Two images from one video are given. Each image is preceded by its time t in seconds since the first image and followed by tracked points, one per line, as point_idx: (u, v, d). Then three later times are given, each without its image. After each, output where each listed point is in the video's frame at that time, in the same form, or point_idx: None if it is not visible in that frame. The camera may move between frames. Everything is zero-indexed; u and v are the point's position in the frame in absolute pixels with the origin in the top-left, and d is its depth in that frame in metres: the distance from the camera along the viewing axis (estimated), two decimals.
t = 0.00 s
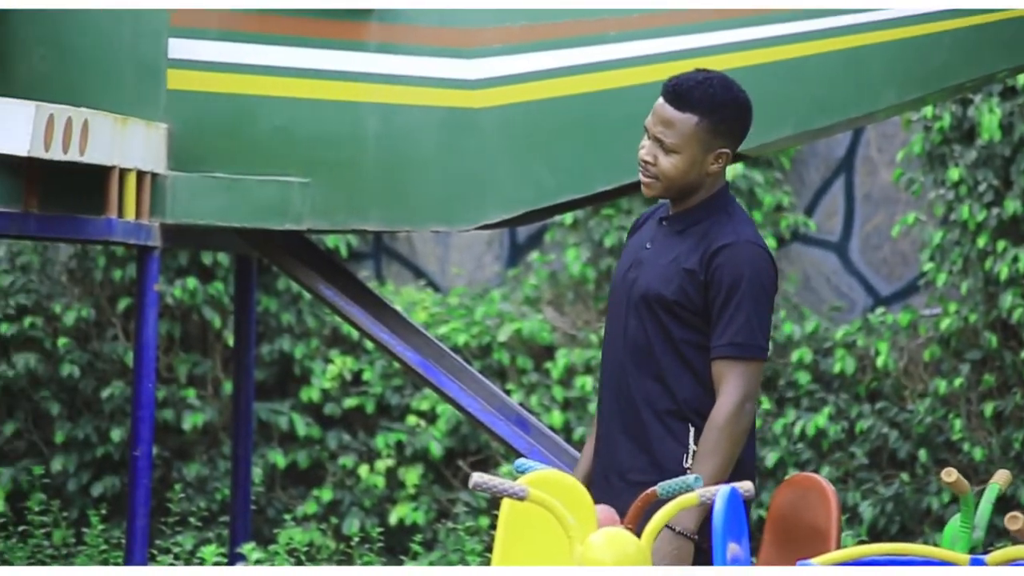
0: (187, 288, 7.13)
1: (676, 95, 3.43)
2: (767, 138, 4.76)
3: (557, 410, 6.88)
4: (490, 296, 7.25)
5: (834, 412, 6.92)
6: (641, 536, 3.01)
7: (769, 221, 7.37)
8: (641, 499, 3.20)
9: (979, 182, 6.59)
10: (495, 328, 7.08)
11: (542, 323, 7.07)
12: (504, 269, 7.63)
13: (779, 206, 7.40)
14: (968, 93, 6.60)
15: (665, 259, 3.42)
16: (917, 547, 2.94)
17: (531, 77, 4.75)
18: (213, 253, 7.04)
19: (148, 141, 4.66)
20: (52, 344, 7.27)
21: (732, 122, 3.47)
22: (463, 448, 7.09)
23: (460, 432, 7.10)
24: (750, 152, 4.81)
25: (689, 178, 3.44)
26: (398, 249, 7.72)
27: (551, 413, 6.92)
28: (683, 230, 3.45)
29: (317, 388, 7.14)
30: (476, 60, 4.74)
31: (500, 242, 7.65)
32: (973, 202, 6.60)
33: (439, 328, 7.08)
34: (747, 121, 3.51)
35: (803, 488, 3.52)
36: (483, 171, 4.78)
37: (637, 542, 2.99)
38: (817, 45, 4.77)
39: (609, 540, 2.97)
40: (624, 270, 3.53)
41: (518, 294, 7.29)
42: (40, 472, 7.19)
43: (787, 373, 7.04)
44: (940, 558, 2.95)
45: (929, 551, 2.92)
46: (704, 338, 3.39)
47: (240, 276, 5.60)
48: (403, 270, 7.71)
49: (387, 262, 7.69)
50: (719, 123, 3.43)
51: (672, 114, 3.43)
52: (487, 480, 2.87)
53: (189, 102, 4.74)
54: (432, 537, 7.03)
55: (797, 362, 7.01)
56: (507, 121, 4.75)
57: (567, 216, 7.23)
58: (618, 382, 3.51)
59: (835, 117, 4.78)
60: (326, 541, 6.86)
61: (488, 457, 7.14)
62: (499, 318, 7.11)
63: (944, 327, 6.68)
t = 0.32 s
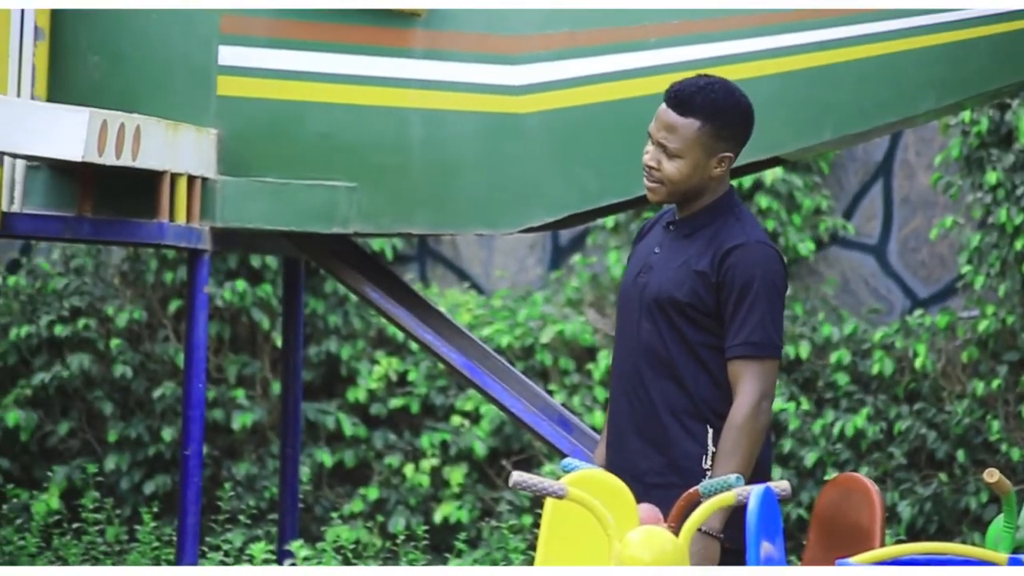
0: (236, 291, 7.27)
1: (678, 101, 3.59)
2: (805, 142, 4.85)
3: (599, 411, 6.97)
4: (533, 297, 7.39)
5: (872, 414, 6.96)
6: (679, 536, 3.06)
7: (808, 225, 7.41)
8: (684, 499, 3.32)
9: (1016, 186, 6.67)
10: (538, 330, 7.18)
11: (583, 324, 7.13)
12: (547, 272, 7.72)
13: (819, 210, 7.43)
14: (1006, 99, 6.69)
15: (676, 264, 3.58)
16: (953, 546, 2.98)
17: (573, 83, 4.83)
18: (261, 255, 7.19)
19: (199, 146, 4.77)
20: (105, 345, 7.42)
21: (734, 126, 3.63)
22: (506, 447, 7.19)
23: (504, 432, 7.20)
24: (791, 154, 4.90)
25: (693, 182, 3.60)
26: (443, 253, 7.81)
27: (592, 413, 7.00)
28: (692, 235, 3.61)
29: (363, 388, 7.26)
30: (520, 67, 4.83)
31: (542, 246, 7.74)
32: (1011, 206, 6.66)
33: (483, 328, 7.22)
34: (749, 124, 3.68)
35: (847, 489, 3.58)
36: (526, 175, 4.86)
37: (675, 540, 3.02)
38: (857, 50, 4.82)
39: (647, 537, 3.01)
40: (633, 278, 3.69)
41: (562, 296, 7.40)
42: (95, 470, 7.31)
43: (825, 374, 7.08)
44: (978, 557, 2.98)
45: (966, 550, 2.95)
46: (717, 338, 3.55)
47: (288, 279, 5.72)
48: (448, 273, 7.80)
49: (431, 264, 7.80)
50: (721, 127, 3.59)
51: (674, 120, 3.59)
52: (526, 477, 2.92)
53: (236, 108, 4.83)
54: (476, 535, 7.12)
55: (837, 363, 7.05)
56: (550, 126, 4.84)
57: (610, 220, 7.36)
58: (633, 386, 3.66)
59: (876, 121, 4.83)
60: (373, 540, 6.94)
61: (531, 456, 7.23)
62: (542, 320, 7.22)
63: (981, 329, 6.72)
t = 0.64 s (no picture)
0: (248, 293, 6.82)
1: (709, 81, 3.23)
2: (877, 129, 4.41)
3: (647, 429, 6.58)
4: (575, 301, 6.96)
5: (952, 429, 6.57)
6: None
7: (879, 220, 6.92)
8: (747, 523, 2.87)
9: None
10: (580, 336, 6.81)
11: (631, 331, 6.74)
12: (590, 272, 7.26)
13: (892, 204, 6.94)
14: None
15: (716, 263, 3.21)
16: None
17: (617, 64, 4.38)
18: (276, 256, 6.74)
19: (206, 133, 4.29)
20: (104, 353, 6.98)
21: (773, 109, 3.26)
22: (546, 466, 6.73)
23: (542, 449, 6.74)
24: (862, 142, 4.47)
25: (727, 170, 3.23)
26: (476, 250, 7.36)
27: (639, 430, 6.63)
28: (733, 230, 3.24)
29: (389, 401, 6.81)
30: (560, 46, 4.37)
31: (584, 243, 7.27)
32: None
33: (520, 335, 6.80)
34: (789, 108, 3.31)
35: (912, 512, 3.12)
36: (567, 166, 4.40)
37: None
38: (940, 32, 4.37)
39: None
40: (664, 279, 3.32)
41: (606, 300, 6.95)
42: (92, 491, 6.91)
43: (900, 386, 6.66)
44: None
45: None
46: (763, 344, 3.18)
47: (305, 279, 5.29)
48: (480, 273, 7.35)
49: (462, 264, 7.34)
50: (756, 110, 3.22)
51: (705, 103, 3.23)
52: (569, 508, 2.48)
53: (248, 91, 4.36)
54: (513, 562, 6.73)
55: (912, 374, 6.61)
56: (592, 111, 4.38)
57: (659, 215, 6.93)
58: (668, 400, 3.29)
59: (957, 105, 4.39)
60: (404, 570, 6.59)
61: (572, 476, 6.79)
62: (585, 325, 6.82)
63: None
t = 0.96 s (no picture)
0: (281, 295, 6.89)
1: (721, 86, 3.27)
2: (903, 133, 4.41)
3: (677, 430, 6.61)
4: (605, 303, 7.01)
5: (980, 431, 6.59)
6: None
7: (909, 223, 6.93)
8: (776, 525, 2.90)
9: None
10: (611, 338, 6.85)
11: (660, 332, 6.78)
12: (620, 274, 7.31)
13: (920, 207, 6.95)
14: None
15: (730, 265, 3.23)
16: None
17: (647, 68, 4.41)
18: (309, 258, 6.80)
19: (241, 136, 4.34)
20: (140, 355, 7.04)
21: (784, 114, 3.29)
22: (576, 466, 6.76)
23: (573, 449, 6.77)
24: (891, 144, 4.48)
25: (738, 174, 3.26)
26: (507, 253, 7.40)
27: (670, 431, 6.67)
28: (746, 233, 3.26)
29: (420, 402, 6.86)
30: (591, 50, 4.41)
31: (615, 246, 7.31)
32: None
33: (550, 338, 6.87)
34: (800, 113, 3.33)
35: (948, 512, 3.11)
36: (597, 170, 4.44)
37: None
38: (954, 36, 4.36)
39: None
40: (679, 284, 3.34)
41: (636, 302, 6.98)
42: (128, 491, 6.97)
43: (928, 388, 6.67)
44: None
45: None
46: (778, 346, 3.20)
47: (338, 281, 5.35)
48: (511, 276, 7.39)
49: (494, 267, 7.39)
50: (767, 114, 3.25)
51: (717, 107, 3.26)
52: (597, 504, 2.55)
53: (282, 95, 4.41)
54: (544, 562, 6.78)
55: (940, 376, 6.63)
56: (623, 115, 4.42)
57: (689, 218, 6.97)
58: (684, 403, 3.31)
59: (982, 108, 4.38)
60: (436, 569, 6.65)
61: (603, 476, 6.82)
62: (615, 327, 6.86)
63: None
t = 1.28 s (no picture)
0: (314, 300, 6.96)
1: (730, 92, 3.18)
2: (934, 138, 4.45)
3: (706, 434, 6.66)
4: (634, 308, 7.05)
5: (1008, 435, 6.61)
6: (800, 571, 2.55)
7: (936, 228, 6.91)
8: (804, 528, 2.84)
9: None
10: (640, 342, 6.88)
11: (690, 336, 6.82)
12: (650, 279, 7.34)
13: (948, 212, 6.92)
14: None
15: (739, 269, 3.14)
16: None
17: (677, 74, 4.45)
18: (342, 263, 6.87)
19: (274, 142, 4.40)
20: (174, 359, 7.11)
21: (794, 121, 3.20)
22: (606, 470, 6.78)
23: (602, 453, 6.80)
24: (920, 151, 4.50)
25: (746, 181, 3.18)
26: (537, 258, 7.44)
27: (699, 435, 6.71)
28: (754, 236, 3.17)
29: (451, 406, 6.92)
30: (622, 57, 4.44)
31: (644, 250, 7.36)
32: None
33: (580, 342, 6.91)
34: (810, 121, 3.25)
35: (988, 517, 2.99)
36: (627, 176, 4.47)
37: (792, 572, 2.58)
38: (954, 37, 4.43)
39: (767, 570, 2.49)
40: (686, 290, 3.24)
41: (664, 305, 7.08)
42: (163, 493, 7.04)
43: (956, 392, 6.69)
44: None
45: None
46: (789, 350, 3.12)
47: (370, 287, 5.40)
48: (541, 281, 7.44)
49: (524, 272, 7.43)
50: (776, 121, 3.17)
51: (725, 113, 3.18)
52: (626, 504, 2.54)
53: (316, 102, 4.47)
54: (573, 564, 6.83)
55: (968, 380, 6.65)
56: (652, 121, 4.45)
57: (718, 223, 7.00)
58: (693, 409, 3.22)
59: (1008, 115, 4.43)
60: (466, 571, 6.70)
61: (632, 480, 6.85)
62: (644, 332, 6.90)
63: None
